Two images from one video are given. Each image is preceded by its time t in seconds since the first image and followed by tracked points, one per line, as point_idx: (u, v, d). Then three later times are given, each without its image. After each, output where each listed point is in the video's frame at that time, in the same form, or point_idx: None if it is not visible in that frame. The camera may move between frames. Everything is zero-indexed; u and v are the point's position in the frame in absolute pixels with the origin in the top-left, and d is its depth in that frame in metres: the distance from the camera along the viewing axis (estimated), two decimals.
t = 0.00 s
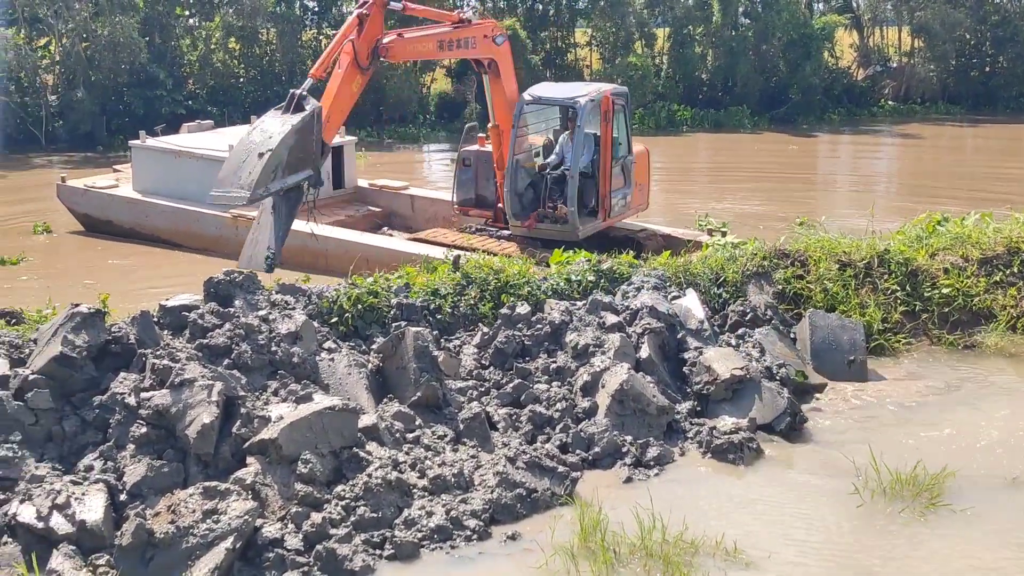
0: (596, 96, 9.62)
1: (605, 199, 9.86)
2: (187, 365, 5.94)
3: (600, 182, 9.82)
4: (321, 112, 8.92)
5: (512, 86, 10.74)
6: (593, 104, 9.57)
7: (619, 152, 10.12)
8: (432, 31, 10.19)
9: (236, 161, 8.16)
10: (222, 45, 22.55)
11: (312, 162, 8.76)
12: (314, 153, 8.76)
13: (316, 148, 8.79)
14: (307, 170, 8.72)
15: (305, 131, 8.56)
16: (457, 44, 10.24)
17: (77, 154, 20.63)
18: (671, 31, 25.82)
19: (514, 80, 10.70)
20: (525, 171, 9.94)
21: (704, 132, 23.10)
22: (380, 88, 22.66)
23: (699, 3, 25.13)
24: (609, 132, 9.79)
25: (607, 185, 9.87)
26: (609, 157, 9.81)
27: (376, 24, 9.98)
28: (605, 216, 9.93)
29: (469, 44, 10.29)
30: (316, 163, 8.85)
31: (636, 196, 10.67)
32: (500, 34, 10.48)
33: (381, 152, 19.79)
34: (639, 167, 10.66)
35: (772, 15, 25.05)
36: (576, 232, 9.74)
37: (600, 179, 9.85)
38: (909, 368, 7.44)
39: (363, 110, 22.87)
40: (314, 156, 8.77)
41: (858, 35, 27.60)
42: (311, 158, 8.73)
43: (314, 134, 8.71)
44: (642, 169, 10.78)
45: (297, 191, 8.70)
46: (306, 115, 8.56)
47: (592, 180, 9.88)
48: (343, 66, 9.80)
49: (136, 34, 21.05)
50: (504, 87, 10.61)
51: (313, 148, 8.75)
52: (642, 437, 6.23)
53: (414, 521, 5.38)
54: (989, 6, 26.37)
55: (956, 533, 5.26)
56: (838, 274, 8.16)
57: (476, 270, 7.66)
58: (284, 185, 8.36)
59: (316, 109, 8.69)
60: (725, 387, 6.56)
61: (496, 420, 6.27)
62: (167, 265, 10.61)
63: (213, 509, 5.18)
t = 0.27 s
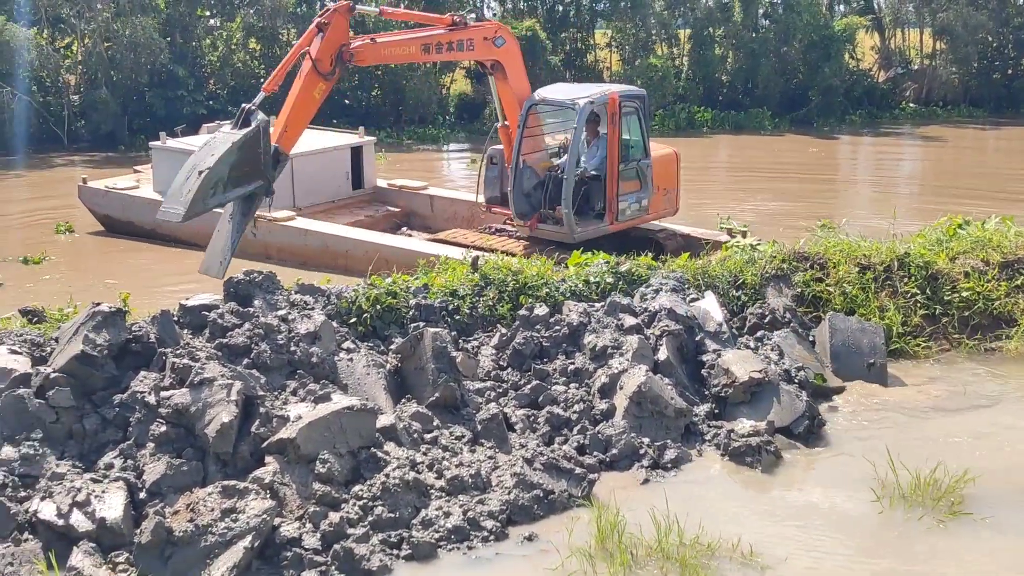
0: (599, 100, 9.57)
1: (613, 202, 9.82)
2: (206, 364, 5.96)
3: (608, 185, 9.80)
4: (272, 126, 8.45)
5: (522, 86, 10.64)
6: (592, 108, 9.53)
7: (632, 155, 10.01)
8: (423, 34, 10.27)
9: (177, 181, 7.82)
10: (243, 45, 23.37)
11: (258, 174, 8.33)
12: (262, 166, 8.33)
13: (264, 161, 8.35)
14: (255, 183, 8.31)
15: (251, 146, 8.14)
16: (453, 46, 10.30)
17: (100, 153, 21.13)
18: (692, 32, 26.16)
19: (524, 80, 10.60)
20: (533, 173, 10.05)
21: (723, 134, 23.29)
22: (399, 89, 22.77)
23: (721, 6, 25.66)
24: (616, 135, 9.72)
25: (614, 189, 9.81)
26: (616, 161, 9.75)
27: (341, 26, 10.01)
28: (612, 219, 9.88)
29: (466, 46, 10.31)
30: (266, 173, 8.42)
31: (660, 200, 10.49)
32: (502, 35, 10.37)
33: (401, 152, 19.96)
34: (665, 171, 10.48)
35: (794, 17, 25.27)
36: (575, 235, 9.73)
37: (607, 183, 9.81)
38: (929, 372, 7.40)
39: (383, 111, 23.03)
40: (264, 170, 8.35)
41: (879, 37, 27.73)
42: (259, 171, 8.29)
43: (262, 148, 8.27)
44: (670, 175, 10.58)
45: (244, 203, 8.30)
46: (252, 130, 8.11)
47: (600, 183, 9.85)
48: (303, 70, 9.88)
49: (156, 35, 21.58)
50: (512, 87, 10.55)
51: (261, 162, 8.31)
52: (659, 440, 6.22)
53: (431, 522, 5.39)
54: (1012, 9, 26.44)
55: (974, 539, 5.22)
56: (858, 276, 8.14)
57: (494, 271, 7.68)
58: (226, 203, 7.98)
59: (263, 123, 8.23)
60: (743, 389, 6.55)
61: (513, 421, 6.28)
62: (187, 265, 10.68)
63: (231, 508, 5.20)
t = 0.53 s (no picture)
0: (597, 100, 9.62)
1: (612, 204, 9.80)
2: (222, 364, 5.98)
3: (607, 187, 9.79)
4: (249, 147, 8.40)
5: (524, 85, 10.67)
6: (588, 108, 9.61)
7: (638, 157, 9.94)
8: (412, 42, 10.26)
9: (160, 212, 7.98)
10: (259, 45, 23.56)
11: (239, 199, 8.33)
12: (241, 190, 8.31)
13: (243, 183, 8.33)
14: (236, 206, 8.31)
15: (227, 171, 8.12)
16: (445, 52, 10.34)
17: (117, 151, 21.49)
18: (709, 33, 26.43)
19: (527, 81, 10.63)
20: (538, 172, 10.19)
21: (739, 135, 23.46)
22: (416, 89, 22.88)
23: (739, 7, 25.89)
24: (616, 136, 9.70)
25: (614, 191, 9.78)
26: (616, 162, 9.72)
27: (311, 44, 9.79)
28: (612, 222, 9.87)
29: (459, 52, 10.39)
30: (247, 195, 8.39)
31: (674, 205, 10.33)
32: (496, 38, 10.44)
33: (418, 152, 20.09)
34: (679, 175, 10.32)
35: (811, 19, 25.53)
36: (567, 236, 9.84)
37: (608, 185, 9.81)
38: (947, 376, 7.37)
39: (399, 111, 23.16)
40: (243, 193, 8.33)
41: (897, 39, 27.87)
42: (238, 194, 8.27)
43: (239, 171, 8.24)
44: (687, 180, 10.40)
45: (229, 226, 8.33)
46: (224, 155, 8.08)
47: (601, 184, 9.85)
48: (276, 89, 9.71)
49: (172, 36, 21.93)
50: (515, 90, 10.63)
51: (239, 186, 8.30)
52: (674, 441, 6.22)
53: (445, 522, 5.38)
54: None
55: (991, 545, 5.18)
56: (874, 279, 8.13)
57: (509, 272, 7.70)
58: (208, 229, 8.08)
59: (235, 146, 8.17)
60: (759, 391, 6.54)
61: (528, 422, 6.28)
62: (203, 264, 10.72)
63: (247, 507, 5.21)
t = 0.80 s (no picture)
0: (594, 101, 9.63)
1: (612, 206, 9.84)
2: (234, 363, 5.98)
3: (607, 188, 9.82)
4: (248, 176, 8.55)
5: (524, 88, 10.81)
6: (584, 108, 9.64)
7: (640, 159, 9.91)
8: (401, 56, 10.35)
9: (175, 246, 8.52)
10: (272, 45, 23.75)
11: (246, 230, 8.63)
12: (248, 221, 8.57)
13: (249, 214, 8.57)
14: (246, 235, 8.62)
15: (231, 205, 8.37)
16: (436, 63, 10.46)
17: (130, 150, 21.66)
18: (722, 33, 26.61)
19: (525, 82, 10.78)
20: (541, 171, 10.30)
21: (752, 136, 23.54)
22: (428, 89, 22.96)
23: (754, 7, 26.04)
24: (614, 138, 9.71)
25: (612, 193, 9.81)
26: (613, 165, 9.74)
27: (294, 68, 9.74)
28: (611, 223, 9.92)
29: (452, 62, 10.53)
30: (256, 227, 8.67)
31: (682, 207, 10.24)
32: (487, 45, 10.60)
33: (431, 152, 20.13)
34: (687, 177, 10.23)
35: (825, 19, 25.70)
36: (564, 236, 9.94)
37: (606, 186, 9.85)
38: (960, 378, 7.34)
39: (412, 110, 23.23)
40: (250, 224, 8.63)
41: (910, 40, 27.93)
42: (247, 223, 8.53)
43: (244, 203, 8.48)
44: (696, 183, 10.30)
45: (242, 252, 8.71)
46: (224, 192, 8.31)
47: (603, 185, 9.90)
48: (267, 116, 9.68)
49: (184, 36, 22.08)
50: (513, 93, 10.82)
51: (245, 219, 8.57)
52: (685, 442, 6.21)
53: (456, 522, 5.37)
54: None
55: (1003, 548, 5.14)
56: (886, 280, 8.13)
57: (521, 272, 7.72)
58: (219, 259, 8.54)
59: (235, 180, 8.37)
60: (770, 393, 6.54)
61: (539, 422, 6.28)
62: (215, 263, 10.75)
63: (258, 506, 5.21)
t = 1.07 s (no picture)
0: (594, 101, 9.62)
1: (613, 206, 9.85)
2: (243, 362, 5.98)
3: (608, 189, 9.85)
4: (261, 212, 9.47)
5: (519, 89, 10.84)
6: (584, 108, 9.65)
7: (642, 160, 9.86)
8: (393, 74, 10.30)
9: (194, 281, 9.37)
10: (280, 44, 23.82)
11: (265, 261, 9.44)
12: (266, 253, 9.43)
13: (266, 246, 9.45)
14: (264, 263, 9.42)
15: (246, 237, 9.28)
16: (428, 78, 10.44)
17: (139, 149, 21.72)
18: (731, 33, 26.67)
19: (519, 86, 10.80)
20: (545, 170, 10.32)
21: (760, 135, 23.55)
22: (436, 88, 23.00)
23: (763, 7, 26.04)
24: (615, 139, 9.71)
25: (612, 193, 9.83)
26: (613, 165, 9.74)
27: (285, 101, 9.64)
28: (612, 224, 9.94)
29: (446, 75, 10.51)
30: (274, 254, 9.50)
31: (686, 209, 10.16)
32: (480, 56, 10.57)
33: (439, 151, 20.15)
34: (692, 179, 10.12)
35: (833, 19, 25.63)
36: (563, 236, 10.00)
37: (607, 187, 9.87)
38: (969, 379, 7.33)
39: (420, 110, 23.26)
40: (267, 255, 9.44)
41: (919, 39, 27.92)
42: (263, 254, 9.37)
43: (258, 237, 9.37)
44: (702, 184, 10.18)
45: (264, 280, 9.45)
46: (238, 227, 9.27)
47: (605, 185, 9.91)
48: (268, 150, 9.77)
49: (192, 34, 22.12)
50: (510, 96, 10.87)
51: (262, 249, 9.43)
52: (694, 442, 6.20)
53: (464, 521, 5.36)
54: None
55: (1013, 548, 5.11)
56: (896, 280, 8.11)
57: (529, 271, 7.72)
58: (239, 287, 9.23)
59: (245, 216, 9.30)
60: (779, 393, 6.53)
61: (547, 422, 6.28)
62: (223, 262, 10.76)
63: (266, 504, 5.20)
